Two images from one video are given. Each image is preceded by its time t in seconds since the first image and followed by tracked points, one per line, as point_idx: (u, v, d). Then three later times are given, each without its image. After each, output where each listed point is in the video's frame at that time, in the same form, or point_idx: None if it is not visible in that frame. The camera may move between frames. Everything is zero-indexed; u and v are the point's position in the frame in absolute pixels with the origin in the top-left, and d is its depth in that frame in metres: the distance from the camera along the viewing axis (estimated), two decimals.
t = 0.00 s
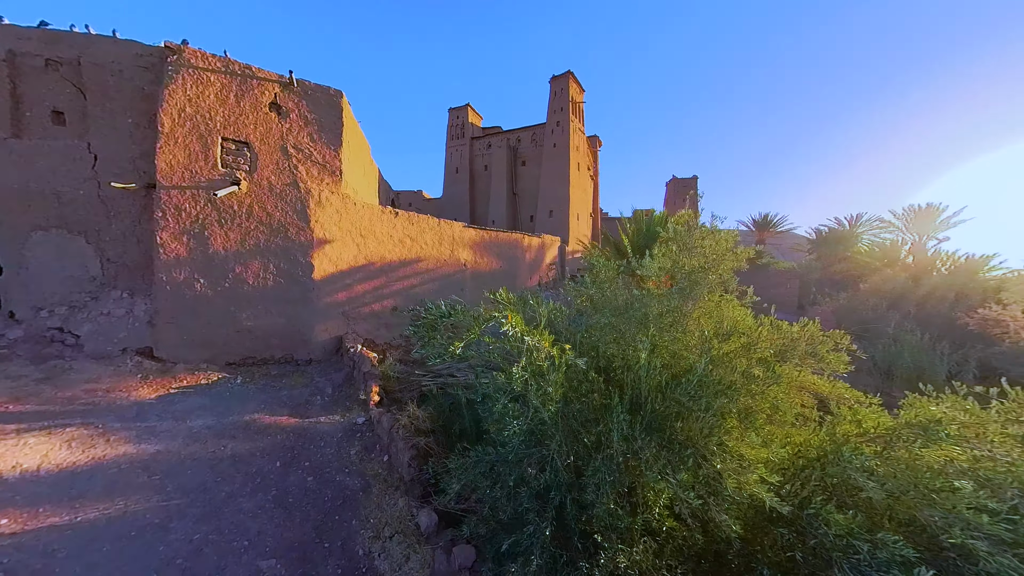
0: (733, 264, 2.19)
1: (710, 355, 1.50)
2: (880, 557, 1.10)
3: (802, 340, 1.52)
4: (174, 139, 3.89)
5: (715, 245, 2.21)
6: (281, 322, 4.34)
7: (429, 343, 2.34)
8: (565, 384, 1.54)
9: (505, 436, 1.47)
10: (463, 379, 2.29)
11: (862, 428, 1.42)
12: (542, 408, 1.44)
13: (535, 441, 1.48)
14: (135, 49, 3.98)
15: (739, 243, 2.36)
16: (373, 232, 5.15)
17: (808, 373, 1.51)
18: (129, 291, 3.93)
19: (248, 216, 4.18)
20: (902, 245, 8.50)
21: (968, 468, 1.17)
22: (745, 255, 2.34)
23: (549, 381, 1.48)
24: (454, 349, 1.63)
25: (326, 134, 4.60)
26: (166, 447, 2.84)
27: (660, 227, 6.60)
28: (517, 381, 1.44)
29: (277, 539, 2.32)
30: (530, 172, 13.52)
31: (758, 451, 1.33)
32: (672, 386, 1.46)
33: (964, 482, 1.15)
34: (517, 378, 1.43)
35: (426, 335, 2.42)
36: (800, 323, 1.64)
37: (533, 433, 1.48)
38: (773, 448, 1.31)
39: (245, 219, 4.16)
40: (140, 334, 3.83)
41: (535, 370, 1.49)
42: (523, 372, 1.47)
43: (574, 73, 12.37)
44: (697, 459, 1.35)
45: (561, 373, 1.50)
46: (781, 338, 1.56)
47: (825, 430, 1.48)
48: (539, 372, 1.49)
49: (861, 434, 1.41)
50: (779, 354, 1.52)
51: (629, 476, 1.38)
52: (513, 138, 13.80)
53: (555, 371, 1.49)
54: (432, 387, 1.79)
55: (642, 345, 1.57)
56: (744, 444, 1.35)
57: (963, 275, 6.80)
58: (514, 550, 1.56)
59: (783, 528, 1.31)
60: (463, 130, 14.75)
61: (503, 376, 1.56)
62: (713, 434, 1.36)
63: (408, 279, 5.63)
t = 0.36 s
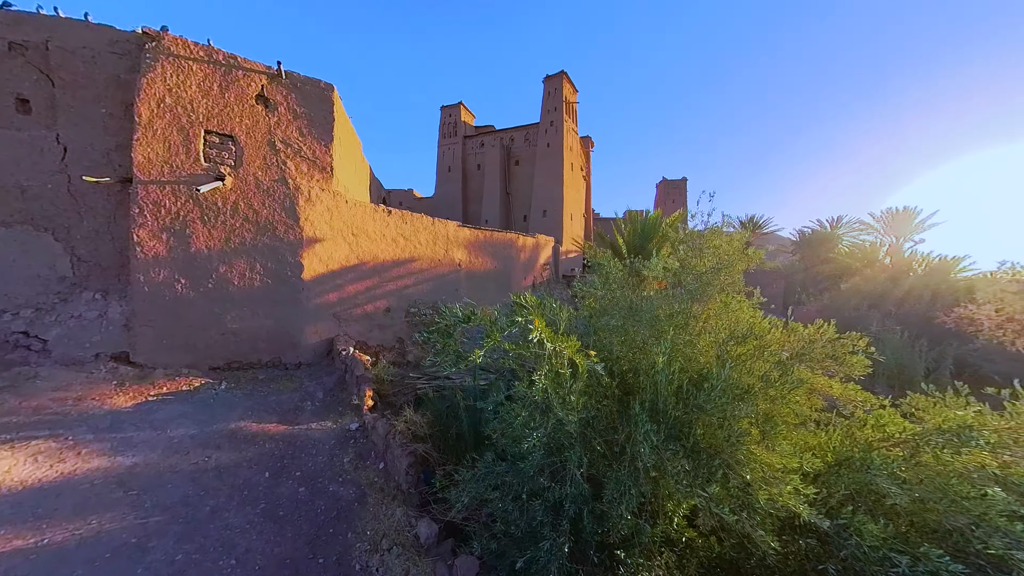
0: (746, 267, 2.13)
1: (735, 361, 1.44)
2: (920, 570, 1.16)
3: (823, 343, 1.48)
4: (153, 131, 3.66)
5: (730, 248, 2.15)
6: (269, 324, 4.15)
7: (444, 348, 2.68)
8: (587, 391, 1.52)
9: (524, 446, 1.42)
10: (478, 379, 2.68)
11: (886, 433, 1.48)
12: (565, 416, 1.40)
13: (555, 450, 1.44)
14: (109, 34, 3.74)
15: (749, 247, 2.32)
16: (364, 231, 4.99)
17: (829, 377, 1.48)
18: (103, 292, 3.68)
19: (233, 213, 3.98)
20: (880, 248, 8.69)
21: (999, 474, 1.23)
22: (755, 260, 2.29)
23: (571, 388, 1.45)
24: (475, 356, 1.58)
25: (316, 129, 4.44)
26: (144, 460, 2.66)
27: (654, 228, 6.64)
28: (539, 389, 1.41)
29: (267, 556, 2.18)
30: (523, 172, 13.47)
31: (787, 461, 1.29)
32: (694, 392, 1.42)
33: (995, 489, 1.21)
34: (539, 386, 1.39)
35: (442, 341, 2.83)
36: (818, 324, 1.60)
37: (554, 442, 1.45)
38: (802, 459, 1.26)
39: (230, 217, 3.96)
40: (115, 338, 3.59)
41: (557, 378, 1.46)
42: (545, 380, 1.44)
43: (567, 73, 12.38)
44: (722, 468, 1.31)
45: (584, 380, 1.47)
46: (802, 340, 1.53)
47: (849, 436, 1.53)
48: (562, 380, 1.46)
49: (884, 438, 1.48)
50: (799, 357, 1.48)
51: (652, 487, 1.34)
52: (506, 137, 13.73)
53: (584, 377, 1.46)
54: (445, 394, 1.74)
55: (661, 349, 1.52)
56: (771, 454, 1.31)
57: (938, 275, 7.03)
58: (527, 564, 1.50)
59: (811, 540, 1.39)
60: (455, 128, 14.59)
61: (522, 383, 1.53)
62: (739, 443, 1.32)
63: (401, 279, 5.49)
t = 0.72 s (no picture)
0: (755, 269, 2.08)
1: (747, 376, 1.44)
2: None
3: (829, 356, 1.49)
4: (129, 127, 3.45)
5: (736, 251, 2.09)
6: (256, 330, 3.99)
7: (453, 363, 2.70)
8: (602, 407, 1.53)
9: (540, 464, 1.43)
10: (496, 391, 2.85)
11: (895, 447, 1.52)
12: (581, 433, 1.43)
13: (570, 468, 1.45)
14: (82, 23, 3.52)
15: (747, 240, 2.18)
16: (356, 233, 4.87)
17: (835, 389, 1.48)
18: (75, 297, 3.46)
19: (218, 214, 3.80)
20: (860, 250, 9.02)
21: (1012, 488, 1.24)
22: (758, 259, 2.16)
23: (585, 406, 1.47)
24: (495, 377, 1.61)
25: (305, 127, 4.31)
26: (122, 477, 2.50)
27: (647, 230, 6.70)
28: (556, 407, 1.42)
29: None
30: (516, 173, 13.43)
31: (808, 479, 1.27)
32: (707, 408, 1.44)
33: (1009, 505, 1.21)
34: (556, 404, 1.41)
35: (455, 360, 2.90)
36: (823, 335, 1.59)
37: (571, 460, 1.45)
38: (818, 476, 1.25)
39: (213, 218, 3.78)
40: (88, 346, 3.39)
41: (573, 395, 1.48)
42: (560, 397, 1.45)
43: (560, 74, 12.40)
44: (737, 485, 1.32)
45: (600, 396, 1.48)
46: (806, 351, 1.55)
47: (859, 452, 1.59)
48: (577, 397, 1.49)
49: (894, 452, 1.52)
50: (804, 368, 1.50)
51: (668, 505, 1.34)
52: (498, 137, 13.67)
53: (601, 392, 1.48)
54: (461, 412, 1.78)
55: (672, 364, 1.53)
56: (786, 470, 1.31)
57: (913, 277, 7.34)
58: None
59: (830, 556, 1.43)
60: (447, 127, 14.43)
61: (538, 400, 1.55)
62: (754, 460, 1.33)
63: (394, 282, 5.37)
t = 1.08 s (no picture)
0: (755, 269, 2.11)
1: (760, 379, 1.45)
2: None
3: (834, 356, 1.49)
4: (106, 120, 3.27)
5: (739, 254, 2.11)
6: (243, 333, 3.84)
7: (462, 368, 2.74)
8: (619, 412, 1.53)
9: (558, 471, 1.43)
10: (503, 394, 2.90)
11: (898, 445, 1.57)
12: (600, 438, 1.44)
13: (588, 474, 1.44)
14: (52, 8, 3.31)
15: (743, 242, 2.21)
16: (348, 232, 4.75)
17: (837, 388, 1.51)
18: (46, 299, 3.25)
19: (202, 212, 3.64)
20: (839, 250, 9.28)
21: (1013, 485, 1.29)
22: (760, 261, 2.16)
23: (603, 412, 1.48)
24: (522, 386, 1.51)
25: (296, 123, 4.18)
26: (101, 490, 2.36)
27: (640, 231, 6.76)
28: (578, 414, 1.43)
29: None
30: (508, 172, 13.40)
31: (824, 481, 1.28)
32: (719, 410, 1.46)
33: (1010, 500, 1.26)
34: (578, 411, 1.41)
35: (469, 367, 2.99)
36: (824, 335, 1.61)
37: (590, 466, 1.46)
38: (832, 478, 1.27)
39: (198, 216, 3.62)
40: (61, 351, 3.19)
41: (592, 402, 1.49)
42: (581, 404, 1.47)
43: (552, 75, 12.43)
44: (754, 488, 1.34)
45: (618, 402, 1.49)
46: (810, 352, 1.57)
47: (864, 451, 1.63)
48: (595, 403, 1.50)
49: (898, 450, 1.56)
50: (808, 368, 1.52)
51: (684, 509, 1.35)
52: (490, 137, 13.61)
53: (619, 398, 1.49)
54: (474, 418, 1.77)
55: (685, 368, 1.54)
56: (802, 473, 1.33)
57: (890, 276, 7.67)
58: None
59: (842, 557, 1.46)
60: (438, 126, 14.28)
61: (555, 406, 1.56)
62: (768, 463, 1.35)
63: (387, 282, 5.27)
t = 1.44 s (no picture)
0: (767, 277, 2.09)
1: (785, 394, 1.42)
2: None
3: (853, 368, 1.50)
4: (92, 117, 3.13)
5: (751, 260, 2.11)
6: (236, 338, 3.72)
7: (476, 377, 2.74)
8: (645, 430, 1.52)
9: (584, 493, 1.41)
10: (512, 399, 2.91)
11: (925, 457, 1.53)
12: (627, 457, 1.43)
13: (614, 496, 1.42)
14: None
15: (754, 251, 2.18)
16: (345, 233, 4.65)
17: (857, 399, 1.52)
18: (26, 304, 3.10)
19: (193, 213, 3.52)
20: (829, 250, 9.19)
21: None
22: (770, 267, 2.14)
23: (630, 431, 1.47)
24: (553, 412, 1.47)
25: (291, 122, 4.07)
26: (87, 506, 2.25)
27: (639, 232, 6.75)
28: (607, 435, 1.42)
29: None
30: (505, 173, 13.34)
31: (854, 501, 1.28)
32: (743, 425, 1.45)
33: None
34: (607, 433, 1.40)
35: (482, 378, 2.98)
36: (840, 345, 1.63)
37: (616, 486, 1.44)
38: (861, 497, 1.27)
39: (188, 217, 3.49)
40: (44, 358, 3.05)
41: (620, 421, 1.48)
42: (608, 424, 1.46)
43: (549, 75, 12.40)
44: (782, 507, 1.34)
45: (645, 421, 1.48)
46: (827, 363, 1.59)
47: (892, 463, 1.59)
48: (622, 422, 1.49)
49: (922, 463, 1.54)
50: (827, 379, 1.53)
51: (710, 527, 1.35)
52: (487, 137, 13.54)
53: (646, 416, 1.47)
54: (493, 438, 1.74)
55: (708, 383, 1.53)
56: (830, 491, 1.33)
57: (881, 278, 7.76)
58: None
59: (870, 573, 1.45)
60: (435, 125, 14.16)
61: (580, 426, 1.54)
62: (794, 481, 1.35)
63: (384, 284, 5.17)
